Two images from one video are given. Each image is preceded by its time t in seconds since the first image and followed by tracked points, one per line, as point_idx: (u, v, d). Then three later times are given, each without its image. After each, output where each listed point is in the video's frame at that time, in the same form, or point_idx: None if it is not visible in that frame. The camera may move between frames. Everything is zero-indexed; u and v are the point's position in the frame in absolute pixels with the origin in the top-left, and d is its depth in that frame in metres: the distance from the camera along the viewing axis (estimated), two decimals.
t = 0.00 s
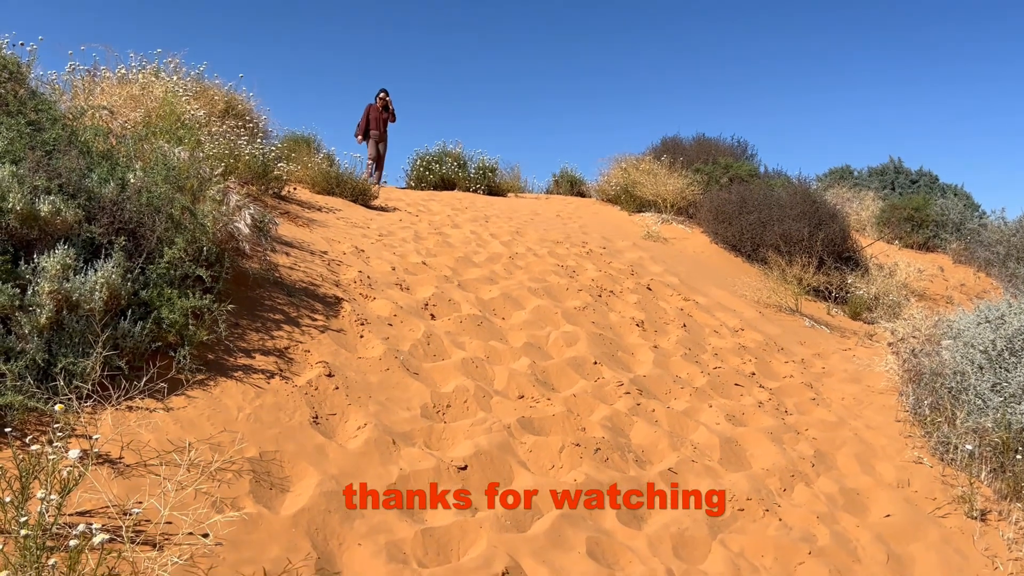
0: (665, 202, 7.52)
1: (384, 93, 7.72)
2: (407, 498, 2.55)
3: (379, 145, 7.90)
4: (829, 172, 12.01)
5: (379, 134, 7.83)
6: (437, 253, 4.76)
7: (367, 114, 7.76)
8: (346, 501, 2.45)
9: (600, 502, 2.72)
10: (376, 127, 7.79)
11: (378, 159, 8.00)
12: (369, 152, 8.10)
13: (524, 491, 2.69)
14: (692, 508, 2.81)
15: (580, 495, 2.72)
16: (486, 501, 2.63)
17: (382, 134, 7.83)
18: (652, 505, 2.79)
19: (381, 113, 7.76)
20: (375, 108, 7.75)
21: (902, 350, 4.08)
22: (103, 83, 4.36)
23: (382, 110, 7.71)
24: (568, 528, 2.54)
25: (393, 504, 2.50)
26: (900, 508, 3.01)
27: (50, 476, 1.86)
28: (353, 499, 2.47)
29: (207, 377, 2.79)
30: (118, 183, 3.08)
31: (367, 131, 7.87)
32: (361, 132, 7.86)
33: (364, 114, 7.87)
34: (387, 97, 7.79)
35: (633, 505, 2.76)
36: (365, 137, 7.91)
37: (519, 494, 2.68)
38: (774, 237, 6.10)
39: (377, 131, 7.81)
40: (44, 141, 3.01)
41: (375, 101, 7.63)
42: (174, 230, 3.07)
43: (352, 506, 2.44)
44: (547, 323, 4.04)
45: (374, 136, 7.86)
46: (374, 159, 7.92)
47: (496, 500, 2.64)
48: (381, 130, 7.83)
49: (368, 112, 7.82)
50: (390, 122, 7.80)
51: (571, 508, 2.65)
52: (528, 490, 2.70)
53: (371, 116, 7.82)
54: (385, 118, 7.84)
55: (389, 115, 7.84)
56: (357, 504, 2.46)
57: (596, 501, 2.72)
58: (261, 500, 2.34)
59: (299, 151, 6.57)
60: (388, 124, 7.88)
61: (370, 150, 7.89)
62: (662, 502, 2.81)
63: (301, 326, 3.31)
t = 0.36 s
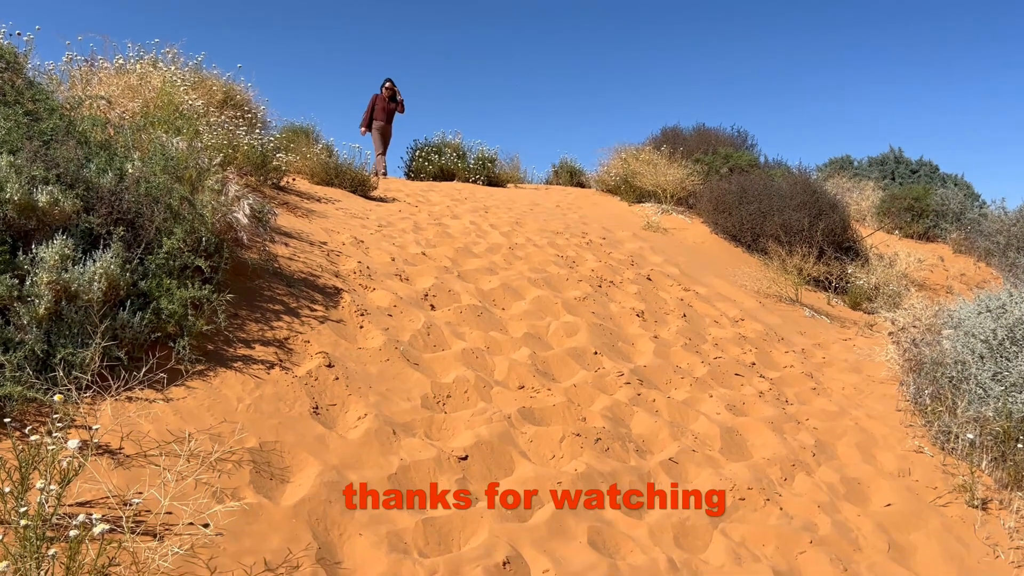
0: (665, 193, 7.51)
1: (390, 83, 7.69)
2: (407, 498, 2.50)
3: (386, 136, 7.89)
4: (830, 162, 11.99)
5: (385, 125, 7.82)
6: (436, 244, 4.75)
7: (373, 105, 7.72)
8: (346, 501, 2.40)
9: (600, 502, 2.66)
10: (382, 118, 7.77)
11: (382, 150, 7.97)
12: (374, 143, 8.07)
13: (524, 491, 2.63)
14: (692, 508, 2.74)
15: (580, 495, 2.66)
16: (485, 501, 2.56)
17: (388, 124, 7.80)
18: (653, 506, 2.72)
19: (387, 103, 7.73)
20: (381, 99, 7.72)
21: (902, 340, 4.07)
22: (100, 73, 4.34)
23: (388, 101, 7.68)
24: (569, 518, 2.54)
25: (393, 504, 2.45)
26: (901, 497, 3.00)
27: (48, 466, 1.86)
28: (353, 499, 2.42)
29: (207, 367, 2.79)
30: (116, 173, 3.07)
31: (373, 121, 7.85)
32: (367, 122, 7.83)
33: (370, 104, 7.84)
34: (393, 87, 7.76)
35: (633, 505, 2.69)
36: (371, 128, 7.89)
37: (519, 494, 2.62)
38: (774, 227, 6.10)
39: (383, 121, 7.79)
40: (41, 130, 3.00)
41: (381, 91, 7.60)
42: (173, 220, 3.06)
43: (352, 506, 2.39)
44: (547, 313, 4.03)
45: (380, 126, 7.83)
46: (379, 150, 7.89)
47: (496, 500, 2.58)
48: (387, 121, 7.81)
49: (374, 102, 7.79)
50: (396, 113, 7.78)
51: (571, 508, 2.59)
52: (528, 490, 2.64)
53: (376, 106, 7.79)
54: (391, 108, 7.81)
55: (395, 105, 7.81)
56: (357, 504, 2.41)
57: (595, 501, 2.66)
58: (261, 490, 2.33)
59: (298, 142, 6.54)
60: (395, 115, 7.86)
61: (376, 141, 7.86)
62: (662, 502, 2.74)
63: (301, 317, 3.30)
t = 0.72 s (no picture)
0: (663, 189, 7.50)
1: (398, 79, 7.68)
2: (407, 498, 2.49)
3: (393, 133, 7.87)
4: (828, 157, 11.97)
5: (393, 121, 7.81)
6: (435, 241, 4.74)
7: (381, 100, 7.69)
8: (346, 501, 2.39)
9: (600, 502, 2.65)
10: (390, 114, 7.75)
11: (385, 148, 7.94)
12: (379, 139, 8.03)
13: (524, 491, 2.62)
14: (692, 508, 2.72)
15: (580, 495, 2.65)
16: (485, 501, 2.55)
17: (396, 120, 7.78)
18: (653, 506, 2.70)
19: (395, 99, 7.71)
20: (390, 95, 7.69)
21: (901, 336, 4.08)
22: (97, 71, 4.33)
23: (397, 97, 7.67)
24: (568, 516, 2.54)
25: (393, 504, 2.44)
26: (900, 493, 3.00)
27: (45, 466, 1.85)
28: (353, 499, 2.41)
29: (205, 366, 2.78)
30: (113, 171, 3.05)
31: (380, 117, 7.80)
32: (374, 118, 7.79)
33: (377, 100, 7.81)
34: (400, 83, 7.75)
35: (633, 505, 2.68)
36: (378, 124, 7.86)
37: (519, 494, 2.61)
38: (773, 223, 6.09)
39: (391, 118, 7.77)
40: (38, 128, 2.99)
41: (389, 87, 7.58)
42: (170, 218, 3.05)
43: (352, 506, 2.39)
44: (545, 311, 4.02)
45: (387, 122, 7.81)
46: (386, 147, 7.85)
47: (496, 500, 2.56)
48: (395, 117, 7.79)
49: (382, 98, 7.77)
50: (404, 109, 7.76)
51: (571, 508, 2.58)
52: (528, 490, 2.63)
53: (384, 102, 7.76)
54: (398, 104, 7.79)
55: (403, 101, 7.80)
56: (357, 504, 2.40)
57: (596, 501, 2.65)
58: (260, 489, 2.33)
59: (296, 140, 6.54)
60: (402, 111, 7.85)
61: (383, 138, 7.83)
62: (662, 502, 2.72)
63: (299, 315, 3.29)
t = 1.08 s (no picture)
0: (661, 192, 7.51)
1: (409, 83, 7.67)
2: (407, 498, 2.51)
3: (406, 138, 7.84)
4: (824, 160, 12.00)
5: (405, 125, 7.79)
6: (433, 245, 4.74)
7: (393, 105, 7.67)
8: (346, 501, 2.41)
9: (600, 502, 2.67)
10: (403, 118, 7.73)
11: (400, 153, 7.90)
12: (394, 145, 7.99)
13: (523, 491, 2.63)
14: (692, 508, 2.74)
15: (580, 495, 2.67)
16: (485, 501, 2.57)
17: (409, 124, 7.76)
18: (653, 506, 2.73)
19: (407, 103, 7.70)
20: (401, 99, 7.67)
21: (900, 338, 4.08)
22: (95, 76, 4.33)
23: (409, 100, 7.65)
24: (567, 519, 2.54)
25: (393, 504, 2.47)
26: (900, 495, 3.00)
27: (43, 473, 1.84)
28: (353, 499, 2.43)
29: (203, 372, 2.78)
30: (111, 177, 3.05)
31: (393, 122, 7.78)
32: (387, 123, 7.77)
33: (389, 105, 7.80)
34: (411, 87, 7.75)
35: (633, 505, 2.70)
36: (391, 129, 7.83)
37: (519, 494, 2.62)
38: (770, 226, 6.10)
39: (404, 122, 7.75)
40: (36, 135, 2.98)
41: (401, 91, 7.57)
42: (168, 224, 3.04)
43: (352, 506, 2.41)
44: (544, 314, 4.02)
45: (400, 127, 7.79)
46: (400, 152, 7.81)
47: (496, 500, 2.58)
48: (408, 121, 7.77)
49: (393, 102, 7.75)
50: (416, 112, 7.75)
51: (571, 508, 2.60)
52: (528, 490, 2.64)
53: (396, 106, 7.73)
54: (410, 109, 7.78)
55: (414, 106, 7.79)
56: (357, 504, 2.42)
57: (596, 501, 2.67)
58: (258, 495, 2.33)
59: (293, 144, 6.54)
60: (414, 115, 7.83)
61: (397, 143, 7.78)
62: (662, 502, 2.74)
63: (298, 319, 3.29)
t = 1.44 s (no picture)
0: (657, 202, 7.52)
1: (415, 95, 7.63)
2: (407, 498, 2.58)
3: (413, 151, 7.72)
4: (819, 169, 12.03)
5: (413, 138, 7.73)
6: (429, 257, 4.75)
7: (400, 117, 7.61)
8: (346, 501, 2.48)
9: (600, 502, 2.73)
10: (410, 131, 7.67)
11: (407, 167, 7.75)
12: (403, 159, 7.83)
13: (524, 491, 2.71)
14: (692, 508, 2.82)
15: (581, 495, 2.74)
16: (486, 501, 2.65)
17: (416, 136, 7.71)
18: (652, 506, 2.80)
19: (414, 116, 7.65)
20: (406, 112, 7.58)
21: (896, 347, 4.12)
22: (91, 90, 4.33)
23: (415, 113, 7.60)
24: (563, 532, 2.53)
25: (393, 504, 2.53)
26: (896, 506, 3.01)
27: (39, 490, 1.83)
28: (353, 499, 2.50)
29: (199, 386, 2.77)
30: (107, 192, 3.05)
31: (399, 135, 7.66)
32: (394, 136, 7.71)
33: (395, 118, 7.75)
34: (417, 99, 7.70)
35: (633, 505, 2.78)
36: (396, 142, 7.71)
37: (519, 494, 2.70)
38: (766, 235, 6.12)
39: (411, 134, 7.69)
40: (31, 150, 2.98)
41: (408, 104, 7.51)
42: (164, 238, 3.04)
43: (352, 506, 2.47)
44: (540, 325, 4.03)
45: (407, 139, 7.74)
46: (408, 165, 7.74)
47: (496, 500, 2.67)
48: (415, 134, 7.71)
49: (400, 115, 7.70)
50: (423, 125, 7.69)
51: (571, 509, 2.67)
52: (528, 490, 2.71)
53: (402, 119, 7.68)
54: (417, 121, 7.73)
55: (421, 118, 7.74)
56: (357, 504, 2.49)
57: (596, 501, 2.73)
58: (254, 510, 2.32)
59: (289, 156, 6.55)
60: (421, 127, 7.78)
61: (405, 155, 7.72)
62: (662, 502, 2.82)
63: (293, 333, 3.29)
